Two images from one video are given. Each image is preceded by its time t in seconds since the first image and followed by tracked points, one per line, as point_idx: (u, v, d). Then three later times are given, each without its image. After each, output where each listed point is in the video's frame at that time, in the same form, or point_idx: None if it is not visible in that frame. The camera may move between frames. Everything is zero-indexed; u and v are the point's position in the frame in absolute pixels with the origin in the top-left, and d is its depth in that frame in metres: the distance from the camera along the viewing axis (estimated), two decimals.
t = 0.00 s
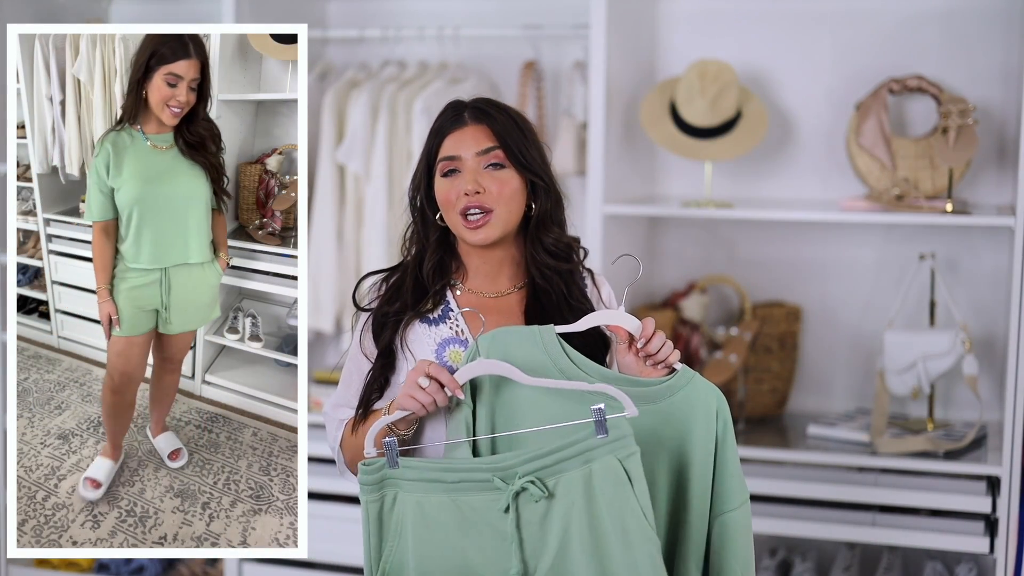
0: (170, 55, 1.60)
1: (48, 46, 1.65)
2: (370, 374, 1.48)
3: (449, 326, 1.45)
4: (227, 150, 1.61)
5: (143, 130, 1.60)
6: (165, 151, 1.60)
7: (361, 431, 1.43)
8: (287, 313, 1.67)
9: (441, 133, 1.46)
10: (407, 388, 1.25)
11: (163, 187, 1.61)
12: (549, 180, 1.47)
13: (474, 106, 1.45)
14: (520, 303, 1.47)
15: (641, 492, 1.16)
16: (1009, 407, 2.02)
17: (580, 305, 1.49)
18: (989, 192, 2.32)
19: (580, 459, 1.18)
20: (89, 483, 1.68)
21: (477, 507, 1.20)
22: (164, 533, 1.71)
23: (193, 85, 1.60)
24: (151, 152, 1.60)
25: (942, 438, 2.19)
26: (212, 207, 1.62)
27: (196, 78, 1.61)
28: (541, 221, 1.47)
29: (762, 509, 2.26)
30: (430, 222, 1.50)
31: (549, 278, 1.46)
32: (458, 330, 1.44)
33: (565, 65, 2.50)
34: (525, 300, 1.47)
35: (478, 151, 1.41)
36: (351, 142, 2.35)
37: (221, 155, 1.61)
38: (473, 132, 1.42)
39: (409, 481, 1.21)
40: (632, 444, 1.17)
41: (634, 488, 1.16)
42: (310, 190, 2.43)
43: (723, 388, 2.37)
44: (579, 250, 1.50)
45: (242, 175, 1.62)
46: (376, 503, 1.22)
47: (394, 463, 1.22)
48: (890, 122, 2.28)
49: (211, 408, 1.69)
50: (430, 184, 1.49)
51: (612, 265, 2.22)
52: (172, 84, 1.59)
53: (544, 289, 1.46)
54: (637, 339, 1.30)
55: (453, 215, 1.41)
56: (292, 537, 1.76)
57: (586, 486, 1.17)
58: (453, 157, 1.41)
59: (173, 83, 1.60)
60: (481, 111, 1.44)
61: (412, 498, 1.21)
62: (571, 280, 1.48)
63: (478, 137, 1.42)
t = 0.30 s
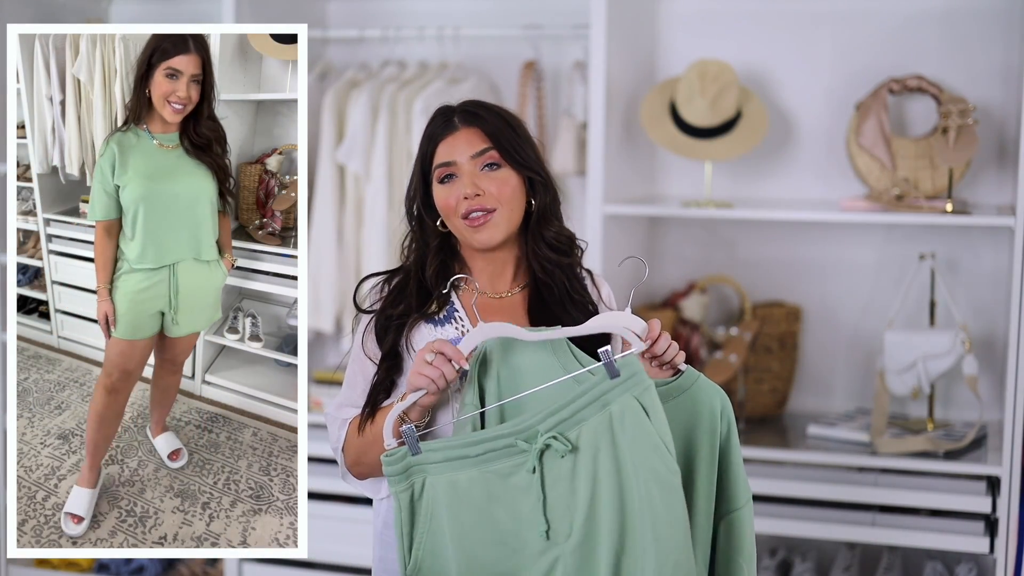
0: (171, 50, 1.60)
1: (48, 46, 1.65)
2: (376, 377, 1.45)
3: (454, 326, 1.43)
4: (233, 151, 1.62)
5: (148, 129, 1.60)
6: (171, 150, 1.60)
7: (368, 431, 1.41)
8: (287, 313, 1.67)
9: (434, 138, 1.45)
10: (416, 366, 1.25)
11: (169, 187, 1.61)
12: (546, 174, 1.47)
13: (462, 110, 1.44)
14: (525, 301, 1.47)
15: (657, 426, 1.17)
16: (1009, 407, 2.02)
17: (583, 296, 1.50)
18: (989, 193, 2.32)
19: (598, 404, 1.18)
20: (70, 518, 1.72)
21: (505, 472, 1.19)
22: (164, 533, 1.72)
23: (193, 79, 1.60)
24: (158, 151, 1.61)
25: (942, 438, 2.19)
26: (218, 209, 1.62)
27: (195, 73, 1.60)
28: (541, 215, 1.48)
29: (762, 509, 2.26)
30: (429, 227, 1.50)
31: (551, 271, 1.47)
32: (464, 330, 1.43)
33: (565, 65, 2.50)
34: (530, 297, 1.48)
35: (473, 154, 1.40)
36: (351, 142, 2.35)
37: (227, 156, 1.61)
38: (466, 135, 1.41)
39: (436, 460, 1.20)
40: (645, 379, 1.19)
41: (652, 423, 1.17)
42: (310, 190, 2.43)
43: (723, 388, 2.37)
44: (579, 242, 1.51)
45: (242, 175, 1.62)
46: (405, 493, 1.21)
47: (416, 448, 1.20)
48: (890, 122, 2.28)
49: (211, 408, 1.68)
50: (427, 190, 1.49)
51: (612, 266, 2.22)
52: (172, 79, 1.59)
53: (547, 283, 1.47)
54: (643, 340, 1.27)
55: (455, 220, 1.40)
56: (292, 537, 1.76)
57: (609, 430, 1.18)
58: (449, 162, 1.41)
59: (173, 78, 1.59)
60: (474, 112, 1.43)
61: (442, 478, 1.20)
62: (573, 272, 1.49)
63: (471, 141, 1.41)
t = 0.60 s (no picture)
0: (164, 44, 1.60)
1: (48, 46, 1.65)
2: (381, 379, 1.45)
3: (457, 326, 1.44)
4: (233, 151, 1.62)
5: (149, 129, 1.61)
6: (172, 149, 1.61)
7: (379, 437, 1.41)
8: (287, 313, 1.67)
9: (428, 141, 1.45)
10: (441, 384, 1.22)
11: (171, 188, 1.61)
12: (540, 176, 1.46)
13: (455, 113, 1.43)
14: (524, 301, 1.48)
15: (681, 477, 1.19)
16: (1010, 407, 2.02)
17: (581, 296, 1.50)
18: (990, 192, 2.32)
19: (618, 447, 1.20)
20: (70, 521, 1.73)
21: (516, 500, 1.21)
22: (164, 533, 1.73)
23: (187, 72, 1.61)
24: (160, 151, 1.61)
25: (942, 438, 2.19)
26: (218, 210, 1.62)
27: (189, 65, 1.61)
28: (535, 218, 1.47)
29: (762, 509, 2.25)
30: (426, 232, 1.50)
31: (546, 272, 1.47)
32: (467, 330, 1.43)
33: (565, 65, 2.50)
34: (529, 297, 1.48)
35: (465, 162, 1.40)
36: (351, 142, 2.35)
37: (227, 157, 1.61)
38: (458, 142, 1.41)
39: (447, 480, 1.21)
40: (668, 432, 1.20)
41: (674, 475, 1.19)
42: (310, 190, 2.43)
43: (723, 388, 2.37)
44: (572, 242, 1.51)
45: (242, 175, 1.62)
46: (411, 503, 1.21)
47: (428, 461, 1.21)
48: (890, 122, 2.28)
49: (211, 408, 1.68)
50: (420, 193, 1.50)
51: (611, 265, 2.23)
52: (165, 72, 1.60)
53: (543, 285, 1.47)
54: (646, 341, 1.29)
55: (452, 226, 1.41)
56: (293, 537, 1.76)
57: (624, 474, 1.19)
58: (442, 170, 1.41)
59: (167, 71, 1.60)
60: (467, 114, 1.43)
61: (450, 497, 1.21)
62: (570, 273, 1.49)
63: (463, 147, 1.41)
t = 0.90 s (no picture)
0: (160, 44, 1.60)
1: (48, 46, 1.65)
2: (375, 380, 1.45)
3: (456, 327, 1.43)
4: (234, 151, 1.62)
5: (150, 129, 1.61)
6: (172, 149, 1.60)
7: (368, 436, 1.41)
8: (287, 313, 1.67)
9: (429, 138, 1.45)
10: (418, 372, 1.24)
11: (172, 188, 1.61)
12: (542, 172, 1.46)
13: (458, 109, 1.44)
14: (524, 300, 1.48)
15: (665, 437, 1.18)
16: (1009, 407, 2.02)
17: (581, 294, 1.50)
18: (989, 192, 2.32)
19: (600, 411, 1.19)
20: (70, 522, 1.73)
21: (505, 477, 1.20)
22: (164, 533, 1.73)
23: (186, 72, 1.61)
24: (160, 150, 1.61)
25: (942, 438, 2.19)
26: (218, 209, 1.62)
27: (186, 65, 1.61)
28: (537, 216, 1.47)
29: (762, 509, 2.25)
30: (426, 231, 1.51)
31: (547, 270, 1.47)
32: (466, 331, 1.42)
33: (565, 65, 2.50)
34: (529, 296, 1.48)
35: (469, 153, 1.40)
36: (351, 142, 2.35)
37: (226, 158, 1.61)
38: (462, 135, 1.41)
39: (438, 463, 1.21)
40: (648, 390, 1.19)
41: (655, 431, 1.18)
42: (310, 190, 2.43)
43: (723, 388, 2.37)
44: (574, 241, 1.51)
45: (242, 175, 1.62)
46: (405, 493, 1.21)
47: (416, 451, 1.21)
48: (890, 122, 2.28)
49: (211, 408, 1.68)
50: (423, 190, 1.49)
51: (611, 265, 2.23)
52: (164, 72, 1.60)
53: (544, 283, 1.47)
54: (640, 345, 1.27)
55: (452, 219, 1.40)
56: (292, 537, 1.76)
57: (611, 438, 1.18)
58: (444, 161, 1.41)
59: (166, 70, 1.60)
60: (468, 110, 1.43)
61: (443, 478, 1.21)
62: (571, 271, 1.49)
63: (467, 140, 1.41)
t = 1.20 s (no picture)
0: (153, 43, 1.60)
1: (48, 46, 1.65)
2: (372, 381, 1.46)
3: (452, 327, 1.43)
4: (234, 150, 1.62)
5: (150, 129, 1.61)
6: (172, 149, 1.61)
7: (367, 437, 1.41)
8: (287, 313, 1.67)
9: (429, 139, 1.45)
10: (413, 389, 1.25)
11: (171, 189, 1.61)
12: (540, 174, 1.46)
13: (458, 111, 1.44)
14: (523, 301, 1.47)
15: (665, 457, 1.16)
16: (1009, 406, 2.02)
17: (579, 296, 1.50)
18: (989, 192, 2.32)
19: (595, 424, 1.17)
20: (70, 522, 1.73)
21: (503, 490, 1.19)
22: (164, 533, 1.73)
23: (181, 66, 1.60)
24: (159, 151, 1.61)
25: (942, 438, 2.19)
26: (218, 209, 1.62)
27: (179, 58, 1.60)
28: (535, 217, 1.47)
29: (762, 509, 2.25)
30: (425, 233, 1.50)
31: (544, 272, 1.47)
32: (462, 331, 1.43)
33: (565, 65, 2.50)
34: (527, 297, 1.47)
35: (468, 156, 1.40)
36: (351, 142, 2.35)
37: (227, 157, 1.61)
38: (462, 136, 1.41)
39: (436, 474, 1.20)
40: (642, 402, 1.17)
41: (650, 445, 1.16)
42: (310, 190, 2.43)
43: (723, 388, 2.37)
44: (570, 243, 1.51)
45: (242, 175, 1.62)
46: (404, 503, 1.21)
47: (416, 460, 1.21)
48: (890, 122, 2.28)
49: (211, 408, 1.68)
50: (422, 191, 1.49)
51: (611, 265, 2.23)
52: (159, 68, 1.60)
53: (540, 284, 1.47)
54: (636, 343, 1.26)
55: (451, 221, 1.40)
56: (293, 537, 1.76)
57: (607, 451, 1.17)
58: (444, 163, 1.41)
59: (160, 66, 1.60)
60: (469, 113, 1.43)
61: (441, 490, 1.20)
62: (568, 273, 1.49)
63: (466, 142, 1.41)
